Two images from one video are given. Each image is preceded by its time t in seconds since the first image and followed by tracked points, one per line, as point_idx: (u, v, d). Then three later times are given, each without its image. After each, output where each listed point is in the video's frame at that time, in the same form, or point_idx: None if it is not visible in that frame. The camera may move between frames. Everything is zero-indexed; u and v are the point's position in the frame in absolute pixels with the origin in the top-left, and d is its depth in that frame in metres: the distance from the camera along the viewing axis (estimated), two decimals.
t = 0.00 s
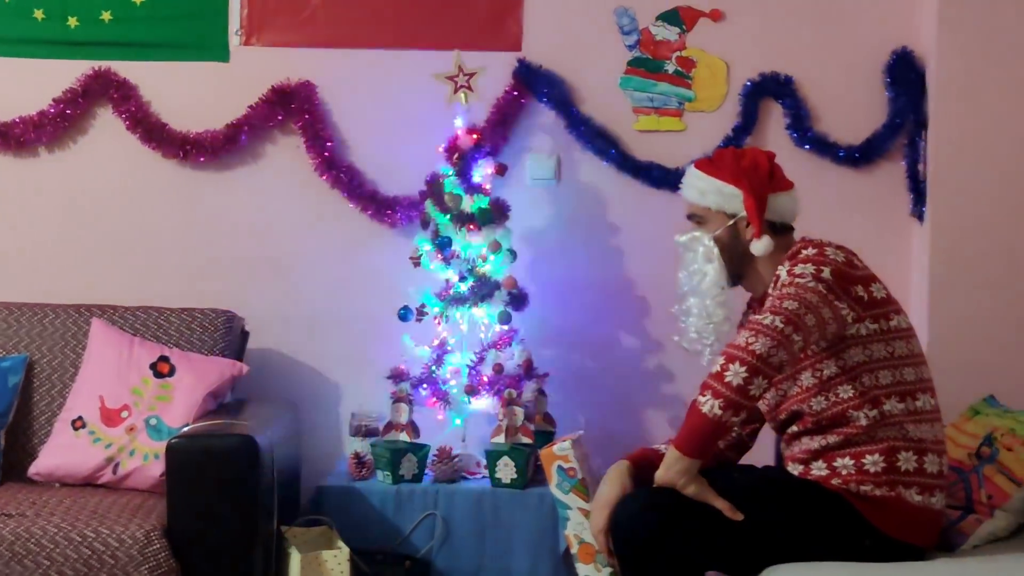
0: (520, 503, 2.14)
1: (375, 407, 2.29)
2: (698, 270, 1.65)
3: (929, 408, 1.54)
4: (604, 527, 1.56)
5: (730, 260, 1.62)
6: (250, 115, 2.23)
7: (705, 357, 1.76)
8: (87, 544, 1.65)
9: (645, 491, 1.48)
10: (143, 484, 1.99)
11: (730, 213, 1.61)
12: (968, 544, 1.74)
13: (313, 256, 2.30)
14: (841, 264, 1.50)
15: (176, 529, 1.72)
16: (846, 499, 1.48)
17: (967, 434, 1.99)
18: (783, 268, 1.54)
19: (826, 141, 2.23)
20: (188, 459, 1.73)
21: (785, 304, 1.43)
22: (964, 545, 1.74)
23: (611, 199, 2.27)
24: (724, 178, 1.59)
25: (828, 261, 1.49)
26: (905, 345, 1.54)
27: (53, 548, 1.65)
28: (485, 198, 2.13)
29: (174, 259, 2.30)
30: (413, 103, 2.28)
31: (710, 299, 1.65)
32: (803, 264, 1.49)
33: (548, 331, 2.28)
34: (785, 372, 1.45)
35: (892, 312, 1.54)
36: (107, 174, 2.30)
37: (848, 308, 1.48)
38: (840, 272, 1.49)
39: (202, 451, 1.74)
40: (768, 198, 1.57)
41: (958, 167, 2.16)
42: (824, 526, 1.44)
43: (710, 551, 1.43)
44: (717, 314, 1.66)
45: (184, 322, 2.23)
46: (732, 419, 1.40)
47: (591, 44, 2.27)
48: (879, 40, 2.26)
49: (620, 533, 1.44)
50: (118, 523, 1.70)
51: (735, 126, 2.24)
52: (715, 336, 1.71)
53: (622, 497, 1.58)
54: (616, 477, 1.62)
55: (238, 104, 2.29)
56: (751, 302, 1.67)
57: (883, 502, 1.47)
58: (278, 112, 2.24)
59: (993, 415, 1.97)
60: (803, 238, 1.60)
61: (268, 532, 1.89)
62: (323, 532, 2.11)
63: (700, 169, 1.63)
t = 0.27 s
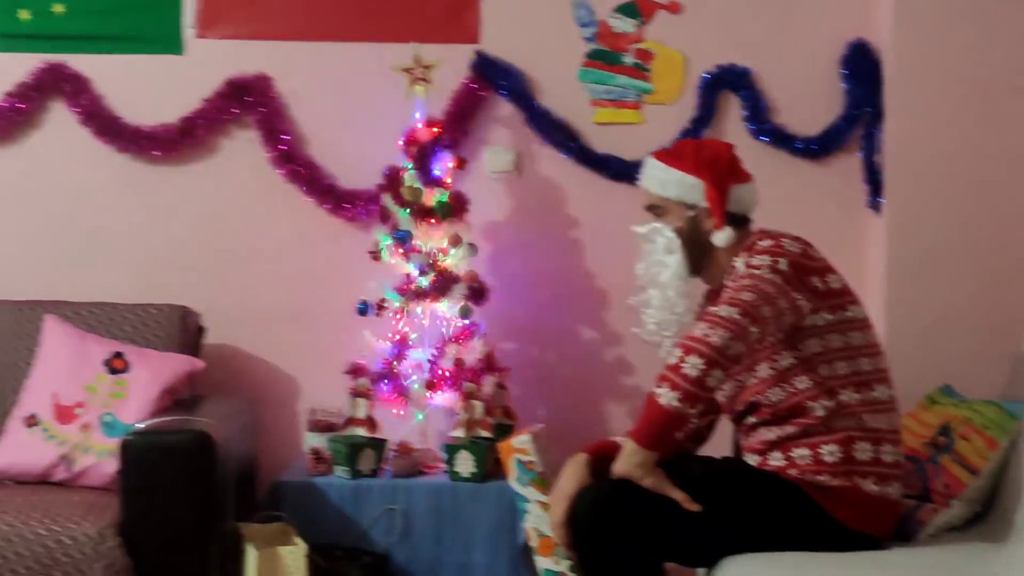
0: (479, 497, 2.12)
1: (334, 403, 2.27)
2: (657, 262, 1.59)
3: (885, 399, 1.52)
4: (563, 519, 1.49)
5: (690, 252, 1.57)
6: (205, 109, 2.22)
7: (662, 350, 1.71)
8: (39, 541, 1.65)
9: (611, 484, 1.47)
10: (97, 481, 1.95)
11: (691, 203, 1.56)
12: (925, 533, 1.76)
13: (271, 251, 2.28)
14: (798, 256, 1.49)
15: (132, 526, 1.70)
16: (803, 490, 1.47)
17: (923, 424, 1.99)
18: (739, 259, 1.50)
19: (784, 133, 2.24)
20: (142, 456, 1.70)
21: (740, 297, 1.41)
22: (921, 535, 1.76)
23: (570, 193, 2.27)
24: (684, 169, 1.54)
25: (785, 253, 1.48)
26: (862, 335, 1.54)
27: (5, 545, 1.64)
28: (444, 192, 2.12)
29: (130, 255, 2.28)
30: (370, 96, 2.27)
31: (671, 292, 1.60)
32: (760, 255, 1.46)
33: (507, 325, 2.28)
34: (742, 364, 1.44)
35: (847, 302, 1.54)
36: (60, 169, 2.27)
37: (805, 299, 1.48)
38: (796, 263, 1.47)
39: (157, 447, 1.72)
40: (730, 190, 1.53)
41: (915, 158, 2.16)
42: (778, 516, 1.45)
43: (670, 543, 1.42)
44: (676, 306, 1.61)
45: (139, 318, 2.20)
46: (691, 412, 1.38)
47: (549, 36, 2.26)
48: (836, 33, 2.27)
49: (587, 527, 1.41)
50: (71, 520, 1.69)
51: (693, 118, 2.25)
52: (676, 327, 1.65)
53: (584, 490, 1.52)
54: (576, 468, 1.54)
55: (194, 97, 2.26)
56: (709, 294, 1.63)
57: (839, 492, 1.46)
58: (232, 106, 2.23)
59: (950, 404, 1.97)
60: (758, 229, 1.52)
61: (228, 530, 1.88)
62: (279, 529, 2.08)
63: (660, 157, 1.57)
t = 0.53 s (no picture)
0: (449, 492, 2.11)
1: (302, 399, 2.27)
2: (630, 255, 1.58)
3: (852, 391, 1.52)
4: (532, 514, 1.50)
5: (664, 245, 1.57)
6: (172, 104, 2.20)
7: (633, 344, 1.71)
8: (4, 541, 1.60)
9: (585, 477, 1.47)
10: (64, 479, 1.94)
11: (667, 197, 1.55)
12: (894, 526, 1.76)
13: (240, 248, 2.27)
14: (766, 250, 1.48)
15: (99, 523, 1.69)
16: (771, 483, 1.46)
17: (891, 417, 1.98)
18: (707, 253, 1.50)
19: (752, 128, 2.25)
20: (108, 452, 1.70)
21: (708, 292, 1.40)
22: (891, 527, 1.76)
23: (539, 188, 2.27)
24: (662, 163, 1.53)
25: (752, 247, 1.47)
26: (829, 329, 1.52)
27: None
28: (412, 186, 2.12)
29: (98, 252, 2.27)
30: (339, 91, 2.26)
31: (645, 283, 1.57)
32: (727, 250, 1.46)
33: (476, 320, 2.28)
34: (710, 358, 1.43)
35: (815, 295, 1.52)
36: (26, 166, 2.25)
37: (773, 293, 1.46)
38: (764, 257, 1.46)
39: (123, 443, 1.71)
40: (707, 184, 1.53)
41: (882, 151, 2.17)
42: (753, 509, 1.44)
43: (642, 534, 1.44)
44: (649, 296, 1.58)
45: (106, 315, 2.18)
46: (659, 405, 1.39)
47: (517, 31, 2.26)
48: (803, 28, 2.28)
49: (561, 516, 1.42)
50: (38, 519, 1.66)
51: (662, 113, 2.25)
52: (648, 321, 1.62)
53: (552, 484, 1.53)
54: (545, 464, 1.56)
55: (161, 93, 2.25)
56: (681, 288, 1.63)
57: (807, 484, 1.45)
58: (200, 101, 2.21)
59: (916, 396, 1.97)
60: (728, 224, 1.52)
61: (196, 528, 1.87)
62: (248, 526, 2.04)
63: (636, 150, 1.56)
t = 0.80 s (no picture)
0: (431, 492, 2.11)
1: (283, 400, 2.27)
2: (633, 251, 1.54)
3: (833, 390, 1.51)
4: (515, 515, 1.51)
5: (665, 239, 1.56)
6: (153, 104, 2.20)
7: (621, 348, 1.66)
8: None
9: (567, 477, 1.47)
10: (46, 480, 1.93)
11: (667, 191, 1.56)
12: (873, 524, 1.76)
13: (221, 247, 2.27)
14: (748, 249, 1.47)
15: (79, 525, 1.68)
16: (751, 481, 1.46)
17: (873, 416, 1.97)
18: (689, 253, 1.50)
19: (733, 128, 2.25)
20: (87, 455, 1.69)
21: (690, 293, 1.39)
22: (870, 526, 1.76)
23: (522, 188, 2.27)
24: (667, 156, 1.53)
25: (735, 246, 1.46)
26: (810, 328, 1.51)
27: None
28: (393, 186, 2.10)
29: (79, 252, 2.26)
30: (320, 91, 2.26)
31: (653, 275, 1.53)
32: (710, 250, 1.45)
33: (458, 319, 2.28)
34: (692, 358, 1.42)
35: (797, 294, 1.50)
36: (6, 165, 2.25)
37: (754, 293, 1.44)
38: (746, 257, 1.45)
39: (103, 444, 1.71)
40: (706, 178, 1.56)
41: (863, 151, 2.17)
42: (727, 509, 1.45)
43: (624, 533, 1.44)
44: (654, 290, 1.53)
45: (87, 315, 2.17)
46: (640, 405, 1.37)
47: (500, 30, 2.26)
48: (785, 28, 2.28)
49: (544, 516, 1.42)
50: (20, 519, 1.67)
51: (644, 113, 2.25)
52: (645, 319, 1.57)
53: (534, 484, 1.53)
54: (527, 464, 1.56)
55: (141, 93, 2.25)
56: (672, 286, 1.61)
57: (787, 483, 1.45)
58: (180, 101, 2.20)
59: (897, 396, 1.97)
60: (709, 225, 1.52)
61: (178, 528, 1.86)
62: (228, 526, 2.04)
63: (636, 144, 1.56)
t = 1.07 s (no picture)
0: (421, 497, 2.09)
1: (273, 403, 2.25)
2: (639, 251, 1.53)
3: (826, 396, 1.50)
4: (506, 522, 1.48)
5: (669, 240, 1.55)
6: (142, 105, 2.18)
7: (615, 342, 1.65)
8: None
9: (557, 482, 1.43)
10: (32, 484, 1.90)
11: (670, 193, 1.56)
12: (866, 530, 1.74)
13: (211, 251, 2.25)
14: (742, 254, 1.45)
15: (66, 531, 1.67)
16: (744, 487, 1.45)
17: (865, 421, 1.97)
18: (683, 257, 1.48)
19: (726, 131, 2.24)
20: (73, 460, 1.68)
21: (684, 297, 1.36)
22: (862, 532, 1.74)
23: (513, 190, 2.25)
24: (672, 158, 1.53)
25: (728, 251, 1.44)
26: (804, 333, 1.50)
27: None
28: (384, 188, 2.10)
29: (67, 254, 2.25)
30: (311, 92, 2.24)
31: (656, 278, 1.52)
32: (703, 254, 1.43)
33: (449, 323, 2.26)
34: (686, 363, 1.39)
35: (790, 299, 1.49)
36: None
37: (749, 298, 1.42)
38: (740, 261, 1.43)
39: (89, 449, 1.69)
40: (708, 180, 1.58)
41: (856, 155, 2.16)
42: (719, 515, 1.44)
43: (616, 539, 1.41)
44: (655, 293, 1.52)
45: (75, 318, 2.16)
46: (633, 411, 1.34)
47: (491, 32, 2.25)
48: (778, 31, 2.27)
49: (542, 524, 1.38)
50: (9, 524, 1.66)
51: (636, 115, 2.24)
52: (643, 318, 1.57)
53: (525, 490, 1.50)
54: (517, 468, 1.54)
55: (131, 94, 2.23)
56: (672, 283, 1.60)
57: (781, 489, 1.43)
58: (170, 102, 2.19)
59: (891, 401, 1.95)
60: (704, 228, 1.50)
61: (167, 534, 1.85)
62: (216, 531, 2.04)
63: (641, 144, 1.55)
